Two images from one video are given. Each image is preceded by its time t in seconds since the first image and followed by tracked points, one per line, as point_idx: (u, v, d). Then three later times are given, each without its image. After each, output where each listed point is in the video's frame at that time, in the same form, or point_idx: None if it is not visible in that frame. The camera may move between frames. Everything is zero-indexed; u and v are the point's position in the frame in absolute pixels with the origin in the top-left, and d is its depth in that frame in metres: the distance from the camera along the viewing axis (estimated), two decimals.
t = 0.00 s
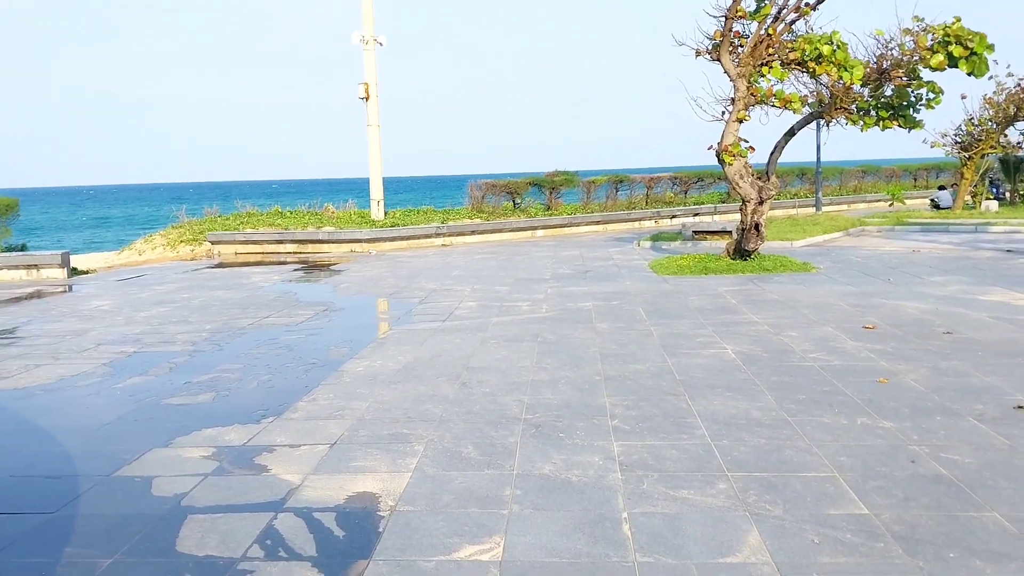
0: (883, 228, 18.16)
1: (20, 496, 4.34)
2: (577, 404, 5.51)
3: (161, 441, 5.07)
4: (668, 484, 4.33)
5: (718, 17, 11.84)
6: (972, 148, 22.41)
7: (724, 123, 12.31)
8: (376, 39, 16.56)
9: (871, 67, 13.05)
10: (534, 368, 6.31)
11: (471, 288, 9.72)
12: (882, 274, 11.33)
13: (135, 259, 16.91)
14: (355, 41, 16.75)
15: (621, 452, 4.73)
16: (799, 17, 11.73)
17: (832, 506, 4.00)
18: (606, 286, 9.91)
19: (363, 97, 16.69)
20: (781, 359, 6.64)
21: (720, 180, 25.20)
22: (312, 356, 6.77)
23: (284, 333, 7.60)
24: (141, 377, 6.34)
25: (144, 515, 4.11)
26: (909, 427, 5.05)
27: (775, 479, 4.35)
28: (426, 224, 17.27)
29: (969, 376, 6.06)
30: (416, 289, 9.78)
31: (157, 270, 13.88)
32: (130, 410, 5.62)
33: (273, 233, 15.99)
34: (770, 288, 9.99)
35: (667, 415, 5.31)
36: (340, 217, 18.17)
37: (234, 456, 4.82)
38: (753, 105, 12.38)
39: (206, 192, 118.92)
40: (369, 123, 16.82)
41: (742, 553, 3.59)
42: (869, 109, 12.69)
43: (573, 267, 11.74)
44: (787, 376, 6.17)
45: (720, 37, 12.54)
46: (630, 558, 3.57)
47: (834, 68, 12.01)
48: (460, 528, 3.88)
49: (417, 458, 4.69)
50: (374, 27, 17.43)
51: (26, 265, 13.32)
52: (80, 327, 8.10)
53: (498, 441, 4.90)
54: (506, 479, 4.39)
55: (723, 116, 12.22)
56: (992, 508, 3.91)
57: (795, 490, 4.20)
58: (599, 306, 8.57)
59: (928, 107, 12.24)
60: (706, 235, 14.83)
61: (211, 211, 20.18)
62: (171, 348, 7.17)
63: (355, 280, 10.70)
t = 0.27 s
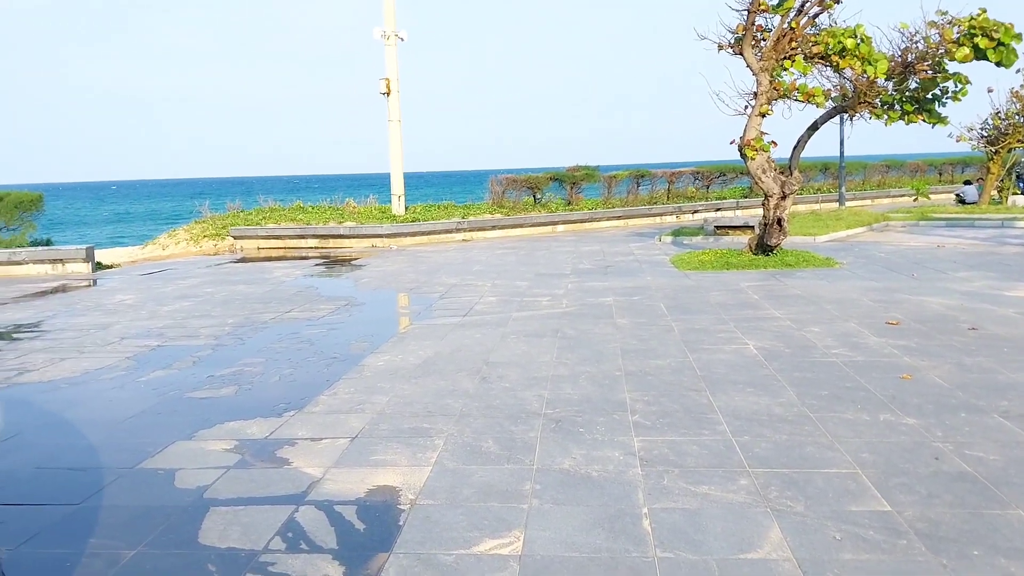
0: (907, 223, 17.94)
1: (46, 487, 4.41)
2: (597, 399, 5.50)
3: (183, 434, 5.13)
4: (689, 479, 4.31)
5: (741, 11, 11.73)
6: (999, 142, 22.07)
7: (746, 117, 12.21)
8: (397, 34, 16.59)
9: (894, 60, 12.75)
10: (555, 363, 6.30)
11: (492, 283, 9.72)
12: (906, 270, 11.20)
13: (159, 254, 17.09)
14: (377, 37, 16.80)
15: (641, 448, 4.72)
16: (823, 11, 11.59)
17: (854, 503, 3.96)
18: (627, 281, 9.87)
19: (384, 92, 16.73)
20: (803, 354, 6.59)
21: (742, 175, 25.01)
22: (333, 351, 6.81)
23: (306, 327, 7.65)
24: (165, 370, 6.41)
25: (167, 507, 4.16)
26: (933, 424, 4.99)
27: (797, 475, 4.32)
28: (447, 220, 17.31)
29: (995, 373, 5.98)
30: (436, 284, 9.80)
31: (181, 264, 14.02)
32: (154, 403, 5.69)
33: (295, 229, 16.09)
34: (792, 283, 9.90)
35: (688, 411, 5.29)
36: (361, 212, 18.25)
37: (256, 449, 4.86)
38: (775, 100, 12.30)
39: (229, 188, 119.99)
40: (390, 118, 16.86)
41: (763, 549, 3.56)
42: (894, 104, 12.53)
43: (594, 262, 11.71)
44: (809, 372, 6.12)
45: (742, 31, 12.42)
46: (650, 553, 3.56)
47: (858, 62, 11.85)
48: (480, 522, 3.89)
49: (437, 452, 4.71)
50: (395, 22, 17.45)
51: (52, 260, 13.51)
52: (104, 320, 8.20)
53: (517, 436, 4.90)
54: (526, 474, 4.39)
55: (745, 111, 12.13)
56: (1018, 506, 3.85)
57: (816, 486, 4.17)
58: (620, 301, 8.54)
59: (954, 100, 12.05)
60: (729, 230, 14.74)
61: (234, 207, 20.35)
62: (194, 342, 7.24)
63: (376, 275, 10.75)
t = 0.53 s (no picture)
0: (937, 219, 17.67)
1: (76, 479, 4.48)
2: (621, 395, 5.48)
3: (210, 427, 5.19)
4: (713, 476, 4.28)
5: (768, 4, 11.60)
6: None
7: (773, 112, 12.09)
8: (422, 30, 16.62)
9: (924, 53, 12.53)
10: (579, 359, 6.29)
11: (516, 279, 9.72)
12: (936, 266, 11.03)
13: (187, 250, 17.30)
14: (401, 33, 16.83)
15: (666, 444, 4.69)
16: (852, 4, 11.44)
17: (881, 501, 3.91)
18: (651, 277, 9.82)
19: (409, 88, 16.78)
20: (830, 351, 6.51)
21: (769, 170, 24.77)
22: (358, 346, 6.85)
23: (331, 322, 7.70)
24: (192, 364, 6.49)
25: (194, 500, 4.21)
26: (962, 422, 4.91)
27: (823, 473, 4.27)
28: (471, 215, 17.32)
29: None
30: (460, 280, 9.82)
31: (208, 260, 14.18)
32: (181, 396, 5.76)
33: (320, 224, 16.19)
34: (820, 279, 9.79)
35: (713, 408, 5.25)
36: (386, 208, 18.31)
37: (282, 442, 4.90)
38: (803, 94, 12.14)
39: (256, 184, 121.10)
40: (414, 114, 16.90)
41: (788, 546, 3.53)
42: (923, 98, 12.33)
43: (618, 258, 11.66)
44: (836, 369, 6.05)
45: (769, 25, 12.29)
46: (674, 550, 3.54)
47: (887, 56, 11.70)
48: (503, 517, 3.90)
49: (461, 447, 4.72)
50: (420, 18, 17.48)
51: (82, 255, 13.71)
52: (133, 315, 8.32)
53: (541, 431, 4.90)
54: (549, 469, 4.39)
55: (772, 105, 12.00)
56: None
57: (843, 484, 4.12)
58: (644, 297, 8.50)
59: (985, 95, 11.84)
60: (755, 226, 14.61)
61: (261, 203, 20.53)
62: (221, 337, 7.32)
63: (401, 271, 10.78)
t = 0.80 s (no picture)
0: (974, 216, 17.33)
1: (111, 472, 4.56)
2: (651, 393, 5.45)
3: (242, 422, 5.25)
4: (744, 475, 4.24)
5: None
6: None
7: (805, 108, 11.94)
8: (452, 27, 16.65)
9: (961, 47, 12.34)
10: (608, 356, 6.26)
11: (545, 276, 9.71)
12: (972, 264, 10.83)
13: (219, 246, 17.52)
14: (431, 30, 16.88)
15: (696, 443, 4.65)
16: None
17: (915, 501, 3.85)
18: (681, 274, 9.75)
19: (438, 86, 16.82)
20: (863, 350, 6.42)
21: (801, 167, 24.48)
22: (387, 342, 6.89)
23: (361, 318, 7.75)
24: (224, 360, 6.57)
25: (226, 493, 4.27)
26: (999, 422, 4.82)
27: (856, 472, 4.21)
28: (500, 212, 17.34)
29: None
30: (489, 277, 9.83)
31: (240, 257, 14.35)
32: (213, 391, 5.83)
33: (350, 222, 16.31)
34: (853, 277, 9.66)
35: (744, 406, 5.20)
36: (415, 205, 18.39)
37: (312, 437, 4.94)
38: (836, 90, 11.99)
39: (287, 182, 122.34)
40: (444, 111, 16.95)
41: (819, 546, 3.49)
42: (960, 93, 12.01)
43: (648, 255, 11.59)
44: (869, 367, 5.96)
45: (802, 20, 12.14)
46: (704, 548, 3.51)
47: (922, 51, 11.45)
48: (532, 514, 3.90)
49: (490, 444, 4.72)
50: (449, 15, 17.52)
51: (116, 252, 13.95)
52: (166, 311, 8.44)
53: (570, 429, 4.89)
54: (579, 467, 4.38)
55: (804, 101, 11.85)
56: None
57: (876, 483, 4.06)
58: (674, 294, 8.45)
59: None
60: (787, 223, 14.45)
61: (292, 200, 20.73)
62: (252, 332, 7.41)
63: (430, 267, 10.82)
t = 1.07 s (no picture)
0: (1015, 213, 16.94)
1: (148, 466, 4.64)
2: (684, 391, 5.41)
3: (276, 417, 5.31)
4: (779, 474, 4.18)
5: None
6: None
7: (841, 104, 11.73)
8: (484, 25, 16.67)
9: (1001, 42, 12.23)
10: (640, 354, 6.23)
11: (576, 273, 9.68)
12: (1014, 262, 10.58)
13: (254, 244, 17.74)
14: (463, 27, 16.91)
15: (730, 441, 4.61)
16: None
17: (953, 502, 3.77)
18: (714, 272, 9.66)
19: (470, 83, 16.85)
20: (900, 348, 6.30)
21: (837, 164, 24.12)
22: (419, 339, 6.92)
23: (393, 315, 7.79)
24: (259, 356, 6.65)
25: (261, 488, 4.32)
26: None
27: (893, 472, 4.14)
28: (531, 209, 17.33)
29: None
30: (521, 274, 9.83)
31: (274, 254, 14.52)
32: (248, 386, 5.91)
33: (383, 219, 16.41)
34: (890, 275, 9.49)
35: (779, 405, 5.14)
36: (447, 203, 18.45)
37: (345, 433, 4.98)
38: (872, 85, 11.70)
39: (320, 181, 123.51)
40: (476, 109, 16.98)
41: (855, 546, 3.43)
42: (1000, 88, 11.82)
43: (681, 253, 11.50)
44: (906, 366, 5.86)
45: (838, 14, 11.86)
46: (738, 547, 3.48)
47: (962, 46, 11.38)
48: (565, 511, 3.89)
49: (522, 440, 4.72)
50: (482, 13, 17.54)
51: (153, 249, 14.18)
52: (202, 307, 8.56)
53: (602, 426, 4.87)
54: (611, 464, 4.36)
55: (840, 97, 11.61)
56: None
57: (913, 483, 3.99)
58: (708, 292, 8.38)
59: None
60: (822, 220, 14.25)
61: (325, 198, 20.92)
62: (286, 329, 7.49)
63: (461, 265, 10.85)
